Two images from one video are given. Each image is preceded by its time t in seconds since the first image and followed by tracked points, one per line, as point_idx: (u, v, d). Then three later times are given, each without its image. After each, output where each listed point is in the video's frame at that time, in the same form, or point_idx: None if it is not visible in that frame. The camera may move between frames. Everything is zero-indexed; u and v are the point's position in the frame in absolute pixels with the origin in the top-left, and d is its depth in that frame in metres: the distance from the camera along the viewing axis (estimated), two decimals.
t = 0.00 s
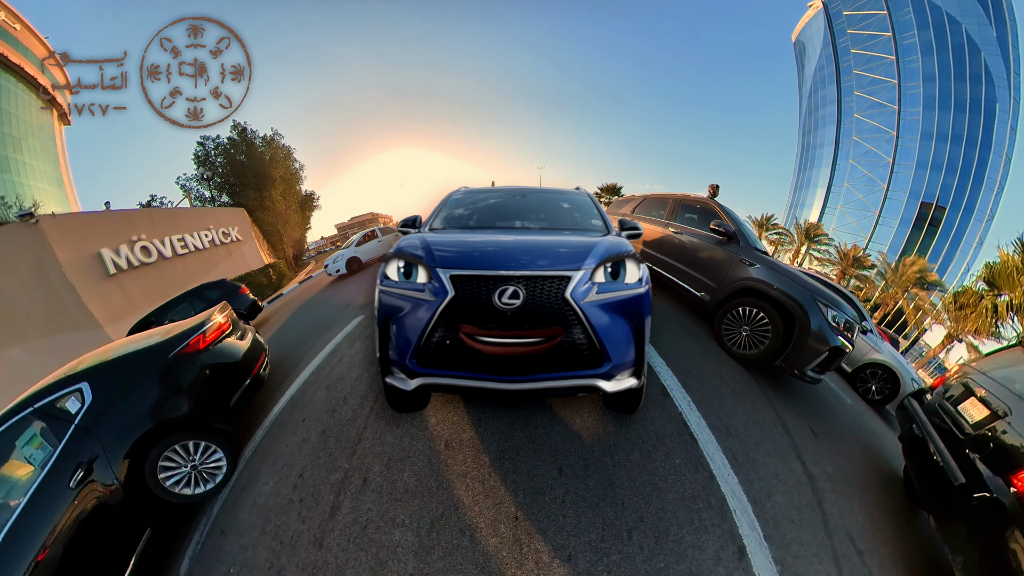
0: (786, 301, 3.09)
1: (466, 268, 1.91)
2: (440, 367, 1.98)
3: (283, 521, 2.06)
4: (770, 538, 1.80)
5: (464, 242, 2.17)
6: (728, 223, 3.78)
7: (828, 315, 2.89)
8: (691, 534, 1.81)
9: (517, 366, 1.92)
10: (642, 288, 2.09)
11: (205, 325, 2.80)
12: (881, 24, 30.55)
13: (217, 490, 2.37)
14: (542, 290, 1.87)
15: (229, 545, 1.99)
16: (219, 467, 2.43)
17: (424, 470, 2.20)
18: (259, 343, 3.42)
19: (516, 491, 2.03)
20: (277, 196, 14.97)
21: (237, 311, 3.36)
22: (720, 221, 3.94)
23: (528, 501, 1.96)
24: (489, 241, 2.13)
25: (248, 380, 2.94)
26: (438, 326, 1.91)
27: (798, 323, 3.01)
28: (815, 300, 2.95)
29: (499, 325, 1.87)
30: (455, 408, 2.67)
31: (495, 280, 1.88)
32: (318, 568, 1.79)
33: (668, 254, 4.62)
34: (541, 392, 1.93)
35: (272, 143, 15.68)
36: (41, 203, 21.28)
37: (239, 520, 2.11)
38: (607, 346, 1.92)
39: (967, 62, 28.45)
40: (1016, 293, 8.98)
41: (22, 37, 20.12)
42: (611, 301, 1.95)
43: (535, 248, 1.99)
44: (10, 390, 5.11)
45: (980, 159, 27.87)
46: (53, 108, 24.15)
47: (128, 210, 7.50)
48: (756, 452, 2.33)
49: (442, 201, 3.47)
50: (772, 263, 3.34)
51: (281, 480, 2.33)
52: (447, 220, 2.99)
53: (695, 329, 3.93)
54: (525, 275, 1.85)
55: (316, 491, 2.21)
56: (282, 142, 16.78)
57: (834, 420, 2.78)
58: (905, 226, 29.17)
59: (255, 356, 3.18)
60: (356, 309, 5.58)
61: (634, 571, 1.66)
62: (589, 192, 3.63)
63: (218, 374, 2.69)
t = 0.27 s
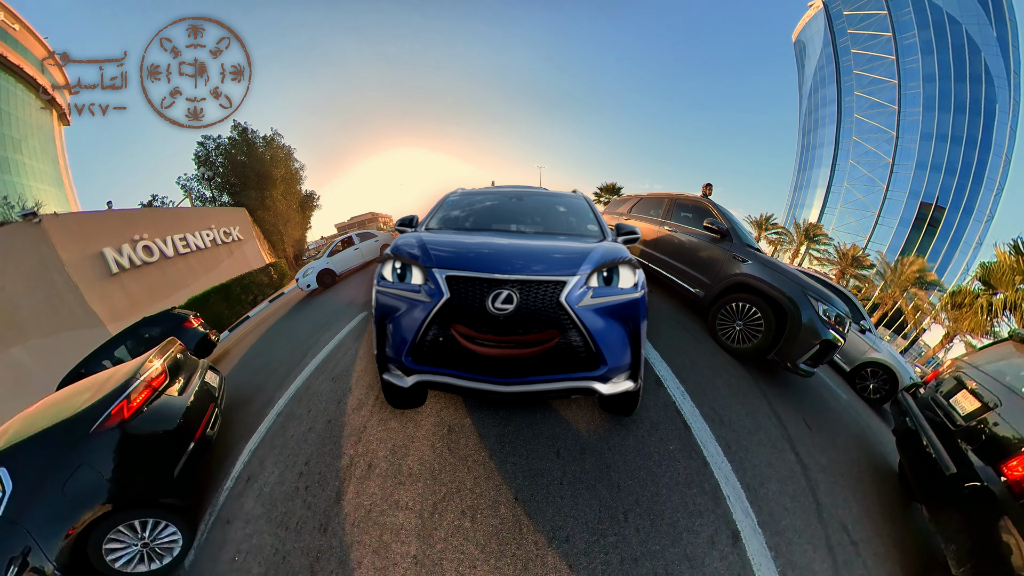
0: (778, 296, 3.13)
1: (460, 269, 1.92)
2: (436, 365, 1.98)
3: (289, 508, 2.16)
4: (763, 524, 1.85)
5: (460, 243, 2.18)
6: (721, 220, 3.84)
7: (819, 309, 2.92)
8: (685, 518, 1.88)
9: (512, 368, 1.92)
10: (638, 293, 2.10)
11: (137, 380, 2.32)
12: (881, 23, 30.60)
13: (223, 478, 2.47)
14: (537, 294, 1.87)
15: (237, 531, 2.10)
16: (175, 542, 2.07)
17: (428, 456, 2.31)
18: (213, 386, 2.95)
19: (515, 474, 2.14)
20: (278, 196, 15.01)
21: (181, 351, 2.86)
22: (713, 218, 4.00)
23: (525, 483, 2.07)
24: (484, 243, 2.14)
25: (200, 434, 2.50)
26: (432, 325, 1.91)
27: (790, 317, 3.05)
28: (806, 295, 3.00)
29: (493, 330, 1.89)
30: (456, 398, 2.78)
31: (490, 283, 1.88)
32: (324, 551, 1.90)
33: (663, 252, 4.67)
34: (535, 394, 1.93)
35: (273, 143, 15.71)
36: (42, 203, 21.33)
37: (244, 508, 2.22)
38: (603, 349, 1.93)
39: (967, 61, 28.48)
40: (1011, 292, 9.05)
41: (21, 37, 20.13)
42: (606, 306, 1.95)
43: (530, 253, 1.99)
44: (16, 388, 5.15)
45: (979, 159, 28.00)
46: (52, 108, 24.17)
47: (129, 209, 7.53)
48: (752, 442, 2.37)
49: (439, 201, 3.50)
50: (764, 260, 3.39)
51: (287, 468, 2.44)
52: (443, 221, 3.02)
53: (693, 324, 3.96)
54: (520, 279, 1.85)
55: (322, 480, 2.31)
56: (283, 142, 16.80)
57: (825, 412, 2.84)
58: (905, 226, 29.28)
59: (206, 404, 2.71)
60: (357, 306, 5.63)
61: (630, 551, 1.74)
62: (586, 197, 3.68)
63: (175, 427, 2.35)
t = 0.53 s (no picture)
0: (772, 294, 3.16)
1: (465, 271, 1.92)
2: (439, 369, 1.98)
3: (293, 499, 2.20)
4: (760, 518, 1.87)
5: (464, 244, 2.19)
6: (717, 220, 3.88)
7: (813, 306, 2.94)
8: (681, 509, 1.92)
9: (520, 369, 1.93)
10: (642, 290, 2.11)
11: (73, 445, 1.94)
12: (882, 23, 30.57)
13: (230, 473, 2.55)
14: (542, 292, 1.88)
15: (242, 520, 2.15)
16: None
17: (430, 448, 2.36)
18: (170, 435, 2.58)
19: (516, 464, 2.19)
20: (280, 196, 15.06)
21: (130, 397, 2.48)
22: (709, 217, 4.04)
23: (525, 473, 2.12)
24: (488, 243, 2.15)
25: (153, 496, 2.16)
26: (436, 328, 1.91)
27: (785, 314, 3.07)
28: (800, 292, 3.01)
29: (498, 329, 1.89)
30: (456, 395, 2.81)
31: (495, 282, 1.89)
32: (327, 540, 1.92)
33: (660, 251, 4.70)
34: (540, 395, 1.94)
35: (274, 143, 15.75)
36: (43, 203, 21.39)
37: (248, 501, 2.26)
38: (608, 348, 1.93)
39: (968, 62, 28.43)
40: (1010, 292, 9.07)
41: (22, 37, 20.20)
42: (610, 304, 1.96)
43: (535, 251, 2.00)
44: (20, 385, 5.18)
45: (980, 159, 28.07)
46: (53, 109, 24.22)
47: (132, 209, 7.57)
48: (748, 438, 2.39)
49: (442, 202, 3.51)
50: (760, 258, 3.42)
51: (291, 461, 2.49)
52: (447, 223, 3.03)
53: (692, 323, 3.98)
54: (525, 278, 1.86)
55: (328, 471, 2.35)
56: (284, 143, 16.85)
57: (823, 409, 2.87)
58: (905, 226, 29.22)
59: (160, 459, 2.35)
60: (358, 305, 5.67)
61: (626, 539, 1.78)
62: (589, 194, 3.68)
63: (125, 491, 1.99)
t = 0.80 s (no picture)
0: (770, 293, 3.16)
1: (466, 267, 1.94)
2: (441, 366, 1.99)
3: (295, 492, 2.22)
4: (758, 513, 1.88)
5: (465, 241, 2.21)
6: (715, 220, 3.86)
7: (811, 305, 2.95)
8: (679, 504, 1.94)
9: (521, 364, 1.93)
10: (642, 286, 2.10)
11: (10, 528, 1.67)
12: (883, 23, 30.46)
13: (233, 469, 2.59)
14: (542, 288, 1.89)
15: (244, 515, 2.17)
16: None
17: (431, 441, 2.38)
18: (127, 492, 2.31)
19: (516, 457, 2.21)
20: (281, 195, 15.09)
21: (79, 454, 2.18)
22: (708, 217, 4.04)
23: (524, 465, 2.15)
24: (489, 240, 2.17)
25: (107, 573, 1.90)
26: (438, 325, 1.92)
27: (783, 313, 3.08)
28: (799, 291, 3.02)
29: (499, 325, 1.88)
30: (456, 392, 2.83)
31: (496, 278, 1.90)
32: (329, 533, 1.94)
33: (659, 250, 4.71)
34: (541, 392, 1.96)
35: (275, 143, 15.77)
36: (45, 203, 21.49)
37: (251, 496, 2.29)
38: (608, 344, 1.93)
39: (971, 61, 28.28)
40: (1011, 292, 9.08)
41: (24, 38, 20.25)
42: (610, 300, 1.96)
43: (536, 247, 2.04)
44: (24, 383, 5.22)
45: (983, 160, 27.79)
46: (54, 109, 24.26)
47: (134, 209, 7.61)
48: (746, 435, 2.41)
49: (442, 200, 3.53)
50: (759, 257, 3.43)
51: (293, 456, 2.51)
52: (448, 220, 3.05)
53: (692, 321, 3.99)
54: (526, 274, 1.87)
55: (331, 465, 2.37)
56: (285, 142, 16.87)
57: (823, 409, 2.87)
58: (907, 227, 29.17)
59: (114, 524, 2.08)
60: (358, 303, 5.70)
61: (625, 532, 1.80)
62: (590, 191, 3.68)
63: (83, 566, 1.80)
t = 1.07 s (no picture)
0: (766, 290, 3.18)
1: (463, 270, 1.95)
2: (436, 367, 2.01)
3: (298, 486, 2.24)
4: (754, 508, 1.90)
5: (461, 243, 2.22)
6: (713, 220, 3.87)
7: (807, 302, 2.96)
8: (676, 497, 1.96)
9: (512, 370, 1.95)
10: (641, 292, 2.13)
11: None
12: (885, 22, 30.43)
13: (235, 465, 2.61)
14: (539, 294, 1.91)
15: (246, 509, 2.19)
16: None
17: (433, 433, 2.40)
18: (92, 555, 2.09)
19: (516, 449, 2.24)
20: (281, 195, 15.12)
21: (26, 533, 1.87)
22: (706, 216, 4.05)
23: (524, 457, 2.17)
24: (486, 244, 2.18)
25: None
26: (432, 326, 1.94)
27: (779, 310, 3.10)
28: (794, 289, 3.04)
29: (494, 329, 1.91)
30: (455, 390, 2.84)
31: (492, 282, 1.92)
32: (331, 526, 1.96)
33: (657, 250, 4.73)
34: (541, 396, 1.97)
35: (275, 143, 15.79)
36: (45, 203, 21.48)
37: (254, 490, 2.31)
38: (606, 349, 1.95)
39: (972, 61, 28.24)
40: (1008, 292, 9.08)
41: (24, 39, 20.26)
42: (607, 305, 1.98)
43: (533, 252, 2.03)
44: (25, 382, 5.24)
45: (984, 160, 27.70)
46: (54, 109, 24.24)
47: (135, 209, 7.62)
48: (741, 432, 2.42)
49: (441, 201, 3.54)
50: (755, 255, 3.44)
51: (296, 450, 2.53)
52: (444, 222, 3.06)
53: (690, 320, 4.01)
54: (522, 279, 1.88)
55: (333, 458, 2.38)
56: (286, 143, 16.89)
57: (820, 406, 2.89)
58: (907, 226, 29.12)
59: None
60: (358, 303, 5.71)
61: (622, 524, 1.82)
62: (588, 196, 3.71)
63: None
